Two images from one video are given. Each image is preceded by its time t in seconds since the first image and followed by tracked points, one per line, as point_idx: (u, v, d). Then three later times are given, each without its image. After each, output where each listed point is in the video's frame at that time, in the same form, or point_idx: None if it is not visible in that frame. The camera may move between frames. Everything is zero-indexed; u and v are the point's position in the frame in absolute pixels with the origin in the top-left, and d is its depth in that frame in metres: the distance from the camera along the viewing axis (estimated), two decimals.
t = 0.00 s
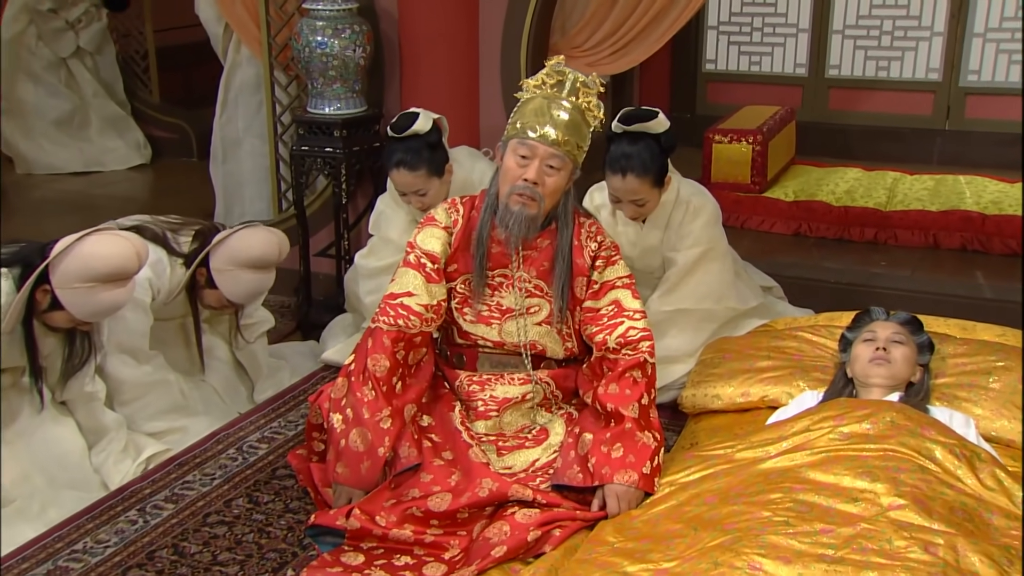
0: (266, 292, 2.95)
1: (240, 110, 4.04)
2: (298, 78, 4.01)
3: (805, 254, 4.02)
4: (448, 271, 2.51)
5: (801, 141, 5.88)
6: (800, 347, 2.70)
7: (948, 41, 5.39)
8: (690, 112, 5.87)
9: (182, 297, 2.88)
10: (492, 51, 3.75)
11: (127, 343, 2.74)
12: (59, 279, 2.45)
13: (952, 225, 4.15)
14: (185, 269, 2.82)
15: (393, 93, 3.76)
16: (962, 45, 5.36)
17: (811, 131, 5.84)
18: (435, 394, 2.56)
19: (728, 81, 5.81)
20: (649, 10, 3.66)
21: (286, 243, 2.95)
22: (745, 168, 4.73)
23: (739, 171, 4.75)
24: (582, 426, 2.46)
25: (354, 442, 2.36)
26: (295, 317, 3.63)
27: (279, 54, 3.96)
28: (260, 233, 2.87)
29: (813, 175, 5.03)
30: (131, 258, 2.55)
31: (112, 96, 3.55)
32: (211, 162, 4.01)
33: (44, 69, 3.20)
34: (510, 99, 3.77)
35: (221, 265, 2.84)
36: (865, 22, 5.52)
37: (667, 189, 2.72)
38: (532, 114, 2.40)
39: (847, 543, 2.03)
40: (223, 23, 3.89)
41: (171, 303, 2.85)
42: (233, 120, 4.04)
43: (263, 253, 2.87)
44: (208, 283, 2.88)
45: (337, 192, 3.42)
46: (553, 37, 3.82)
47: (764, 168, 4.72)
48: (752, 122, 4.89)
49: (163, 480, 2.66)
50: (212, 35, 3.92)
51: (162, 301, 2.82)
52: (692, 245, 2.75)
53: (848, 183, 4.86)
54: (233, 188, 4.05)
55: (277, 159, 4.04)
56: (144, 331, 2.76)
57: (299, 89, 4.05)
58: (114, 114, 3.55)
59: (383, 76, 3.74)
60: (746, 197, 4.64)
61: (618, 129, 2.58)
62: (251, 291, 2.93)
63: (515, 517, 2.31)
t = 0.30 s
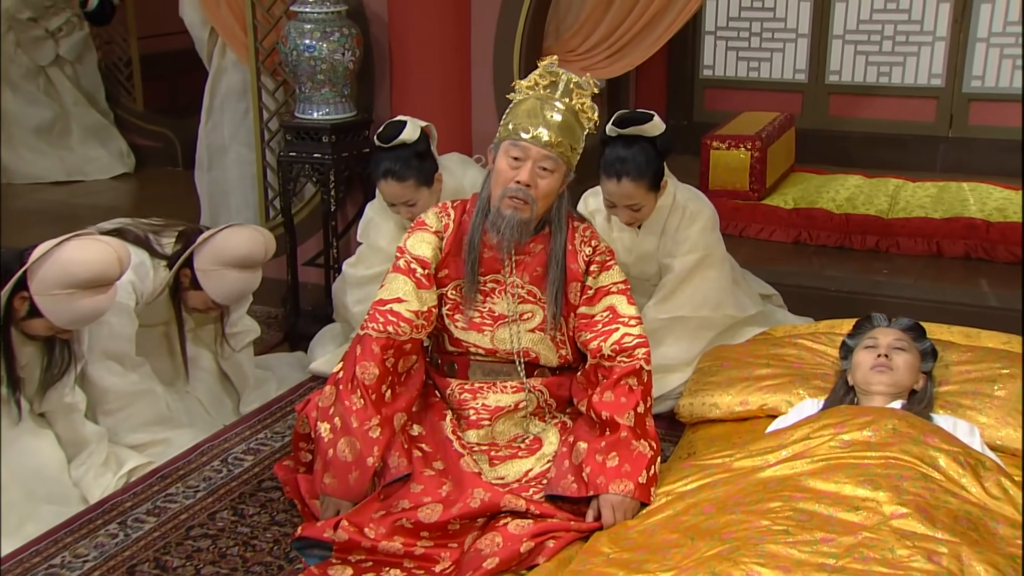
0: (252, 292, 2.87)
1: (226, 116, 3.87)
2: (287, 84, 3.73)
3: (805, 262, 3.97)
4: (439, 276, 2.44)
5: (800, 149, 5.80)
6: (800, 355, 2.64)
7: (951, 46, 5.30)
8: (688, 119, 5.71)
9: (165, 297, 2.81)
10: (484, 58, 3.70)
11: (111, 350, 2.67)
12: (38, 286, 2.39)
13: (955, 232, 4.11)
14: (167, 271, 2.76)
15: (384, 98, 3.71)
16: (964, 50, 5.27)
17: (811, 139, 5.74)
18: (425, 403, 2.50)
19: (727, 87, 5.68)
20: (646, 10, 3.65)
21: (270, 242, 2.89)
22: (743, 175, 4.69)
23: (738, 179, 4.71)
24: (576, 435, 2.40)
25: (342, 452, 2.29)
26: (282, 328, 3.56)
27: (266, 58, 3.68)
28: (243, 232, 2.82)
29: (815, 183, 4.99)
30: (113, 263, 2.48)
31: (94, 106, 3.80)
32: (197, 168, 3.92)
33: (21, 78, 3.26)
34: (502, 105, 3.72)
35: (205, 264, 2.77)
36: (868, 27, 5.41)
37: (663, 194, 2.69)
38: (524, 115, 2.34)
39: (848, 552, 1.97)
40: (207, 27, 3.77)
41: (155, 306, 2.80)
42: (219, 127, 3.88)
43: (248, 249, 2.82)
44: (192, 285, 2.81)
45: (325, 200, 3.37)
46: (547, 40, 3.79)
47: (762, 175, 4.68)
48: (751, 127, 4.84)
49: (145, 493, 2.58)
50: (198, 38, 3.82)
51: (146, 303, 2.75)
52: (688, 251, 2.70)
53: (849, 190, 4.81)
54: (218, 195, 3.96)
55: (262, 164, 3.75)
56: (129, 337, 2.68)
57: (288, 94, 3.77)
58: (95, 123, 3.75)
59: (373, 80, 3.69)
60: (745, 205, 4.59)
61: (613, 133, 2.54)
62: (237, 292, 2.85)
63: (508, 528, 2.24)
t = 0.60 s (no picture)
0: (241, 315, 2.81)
1: (212, 122, 3.77)
2: (274, 89, 3.77)
3: (806, 271, 3.93)
4: (430, 282, 2.37)
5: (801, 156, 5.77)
6: (800, 363, 2.59)
7: (955, 51, 5.30)
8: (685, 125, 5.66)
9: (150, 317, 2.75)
10: (476, 63, 3.65)
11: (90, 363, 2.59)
12: (16, 292, 2.33)
13: (959, 240, 4.08)
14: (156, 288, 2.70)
15: (374, 103, 3.65)
16: (969, 55, 5.26)
17: (812, 146, 5.74)
18: (416, 412, 2.42)
19: (727, 93, 5.65)
20: (643, 11, 3.49)
21: (262, 261, 2.83)
22: (742, 182, 4.61)
23: (736, 185, 4.64)
24: (571, 444, 2.33)
25: (330, 462, 2.22)
26: (269, 339, 3.49)
27: (254, 63, 3.71)
28: (233, 252, 2.76)
29: (817, 190, 4.95)
30: (95, 270, 2.41)
31: (75, 113, 3.19)
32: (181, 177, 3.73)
33: None
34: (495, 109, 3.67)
35: (194, 285, 2.71)
36: (869, 32, 5.39)
37: (659, 198, 2.64)
38: (518, 117, 2.27)
39: (850, 561, 1.90)
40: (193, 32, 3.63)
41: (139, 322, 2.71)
42: (204, 133, 3.77)
43: (240, 271, 2.75)
44: (179, 303, 2.73)
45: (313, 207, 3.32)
46: (542, 43, 3.68)
47: (761, 183, 4.61)
48: (750, 133, 4.79)
49: (127, 506, 2.50)
50: (182, 43, 3.63)
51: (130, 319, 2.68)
52: (686, 258, 2.65)
53: (852, 197, 4.76)
54: (203, 206, 3.80)
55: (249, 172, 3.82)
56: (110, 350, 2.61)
57: (275, 99, 3.81)
58: (77, 130, 3.20)
59: (363, 85, 3.63)
60: (744, 212, 4.53)
61: (608, 137, 2.50)
62: (225, 314, 2.78)
63: (501, 539, 2.17)
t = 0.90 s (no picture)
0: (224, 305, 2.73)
1: (196, 128, 3.71)
2: (262, 92, 3.61)
3: (808, 278, 3.88)
4: (421, 287, 2.28)
5: (803, 162, 5.70)
6: (802, 369, 2.53)
7: (960, 54, 5.25)
8: (684, 132, 5.75)
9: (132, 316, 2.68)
10: (469, 64, 3.61)
11: (73, 369, 2.48)
12: None
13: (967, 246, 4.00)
14: (133, 284, 2.61)
15: (364, 107, 3.60)
16: (975, 59, 5.23)
17: (813, 152, 5.67)
18: (407, 420, 2.35)
19: (725, 98, 5.71)
20: (642, 11, 3.46)
21: (243, 250, 2.74)
22: (742, 188, 4.60)
23: (737, 192, 4.61)
24: (567, 452, 2.25)
25: (318, 471, 2.14)
26: (257, 349, 3.43)
27: (240, 67, 3.54)
28: (212, 240, 2.68)
29: (820, 196, 4.88)
30: (78, 275, 2.36)
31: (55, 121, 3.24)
32: (166, 182, 3.74)
33: None
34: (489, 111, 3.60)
35: (173, 275, 2.63)
36: (873, 35, 5.39)
37: (659, 202, 2.59)
38: (512, 116, 2.19)
39: (854, 570, 1.84)
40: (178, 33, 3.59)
41: (121, 325, 2.67)
42: (189, 139, 3.72)
43: (220, 258, 2.67)
44: (160, 298, 2.66)
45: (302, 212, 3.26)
46: (539, 46, 3.63)
47: (763, 189, 4.57)
48: (750, 138, 4.78)
49: (108, 519, 2.42)
50: (166, 44, 3.62)
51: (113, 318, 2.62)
52: (685, 263, 2.59)
53: (855, 203, 4.69)
54: (189, 212, 3.77)
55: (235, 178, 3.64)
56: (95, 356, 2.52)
57: (264, 103, 3.64)
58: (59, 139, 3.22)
59: (353, 88, 3.56)
60: (745, 219, 4.50)
61: (605, 139, 2.45)
62: (208, 305, 2.71)
63: (495, 550, 2.10)
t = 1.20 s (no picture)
0: (216, 317, 2.65)
1: (184, 132, 3.73)
2: (251, 95, 3.60)
3: (812, 284, 3.82)
4: (416, 290, 2.20)
5: (806, 168, 5.48)
6: (807, 375, 2.48)
7: (970, 57, 5.07)
8: (688, 136, 5.49)
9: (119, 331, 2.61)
10: (465, 65, 3.55)
11: (56, 380, 2.40)
12: None
13: (977, 252, 3.86)
14: (122, 296, 2.54)
15: (358, 110, 3.55)
16: (985, 62, 5.04)
17: (817, 157, 5.44)
18: (401, 427, 2.26)
19: (728, 103, 5.45)
20: (641, 13, 3.39)
21: (234, 261, 2.67)
22: (746, 192, 4.51)
23: (741, 196, 4.53)
24: (565, 459, 2.18)
25: (310, 479, 2.08)
26: (247, 358, 3.37)
27: (231, 68, 3.56)
28: (201, 250, 2.60)
29: (824, 201, 4.81)
30: (61, 279, 2.25)
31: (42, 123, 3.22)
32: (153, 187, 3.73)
33: None
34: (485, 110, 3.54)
35: (162, 286, 2.55)
36: (879, 38, 5.22)
37: (659, 205, 2.55)
38: (508, 116, 2.11)
39: None
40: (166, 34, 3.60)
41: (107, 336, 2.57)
42: (177, 142, 3.74)
43: (209, 269, 2.59)
44: (148, 309, 2.58)
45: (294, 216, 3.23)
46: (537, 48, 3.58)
47: (766, 193, 4.50)
48: (753, 143, 4.69)
49: (91, 530, 2.33)
50: (154, 45, 3.63)
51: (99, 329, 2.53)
52: (686, 267, 2.55)
53: (861, 209, 4.63)
54: (176, 219, 3.76)
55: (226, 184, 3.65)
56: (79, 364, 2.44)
57: (253, 106, 3.64)
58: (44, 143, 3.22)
59: (346, 89, 3.53)
60: (748, 224, 4.43)
61: (604, 139, 2.40)
62: (199, 318, 2.63)
63: (490, 560, 2.03)
